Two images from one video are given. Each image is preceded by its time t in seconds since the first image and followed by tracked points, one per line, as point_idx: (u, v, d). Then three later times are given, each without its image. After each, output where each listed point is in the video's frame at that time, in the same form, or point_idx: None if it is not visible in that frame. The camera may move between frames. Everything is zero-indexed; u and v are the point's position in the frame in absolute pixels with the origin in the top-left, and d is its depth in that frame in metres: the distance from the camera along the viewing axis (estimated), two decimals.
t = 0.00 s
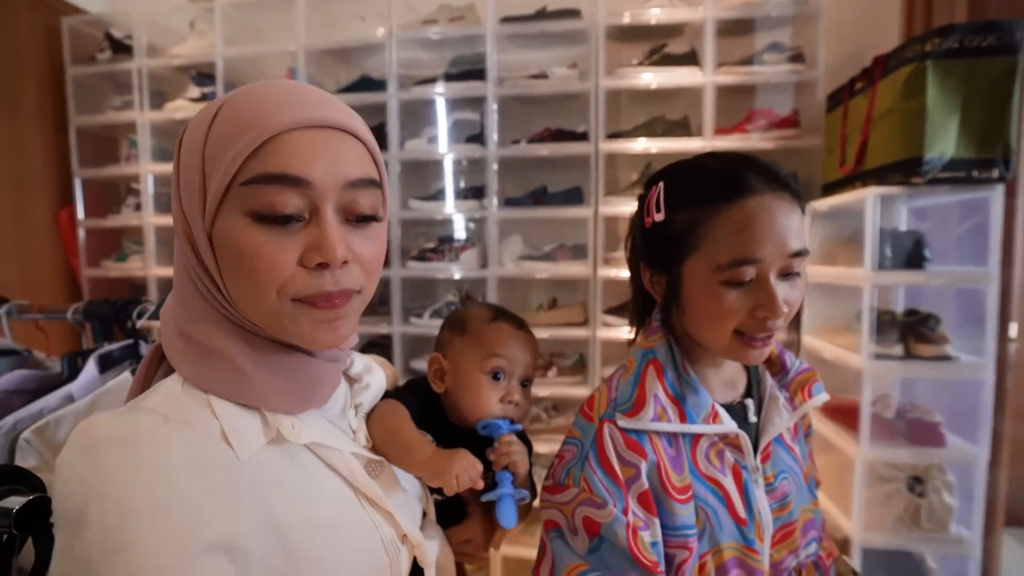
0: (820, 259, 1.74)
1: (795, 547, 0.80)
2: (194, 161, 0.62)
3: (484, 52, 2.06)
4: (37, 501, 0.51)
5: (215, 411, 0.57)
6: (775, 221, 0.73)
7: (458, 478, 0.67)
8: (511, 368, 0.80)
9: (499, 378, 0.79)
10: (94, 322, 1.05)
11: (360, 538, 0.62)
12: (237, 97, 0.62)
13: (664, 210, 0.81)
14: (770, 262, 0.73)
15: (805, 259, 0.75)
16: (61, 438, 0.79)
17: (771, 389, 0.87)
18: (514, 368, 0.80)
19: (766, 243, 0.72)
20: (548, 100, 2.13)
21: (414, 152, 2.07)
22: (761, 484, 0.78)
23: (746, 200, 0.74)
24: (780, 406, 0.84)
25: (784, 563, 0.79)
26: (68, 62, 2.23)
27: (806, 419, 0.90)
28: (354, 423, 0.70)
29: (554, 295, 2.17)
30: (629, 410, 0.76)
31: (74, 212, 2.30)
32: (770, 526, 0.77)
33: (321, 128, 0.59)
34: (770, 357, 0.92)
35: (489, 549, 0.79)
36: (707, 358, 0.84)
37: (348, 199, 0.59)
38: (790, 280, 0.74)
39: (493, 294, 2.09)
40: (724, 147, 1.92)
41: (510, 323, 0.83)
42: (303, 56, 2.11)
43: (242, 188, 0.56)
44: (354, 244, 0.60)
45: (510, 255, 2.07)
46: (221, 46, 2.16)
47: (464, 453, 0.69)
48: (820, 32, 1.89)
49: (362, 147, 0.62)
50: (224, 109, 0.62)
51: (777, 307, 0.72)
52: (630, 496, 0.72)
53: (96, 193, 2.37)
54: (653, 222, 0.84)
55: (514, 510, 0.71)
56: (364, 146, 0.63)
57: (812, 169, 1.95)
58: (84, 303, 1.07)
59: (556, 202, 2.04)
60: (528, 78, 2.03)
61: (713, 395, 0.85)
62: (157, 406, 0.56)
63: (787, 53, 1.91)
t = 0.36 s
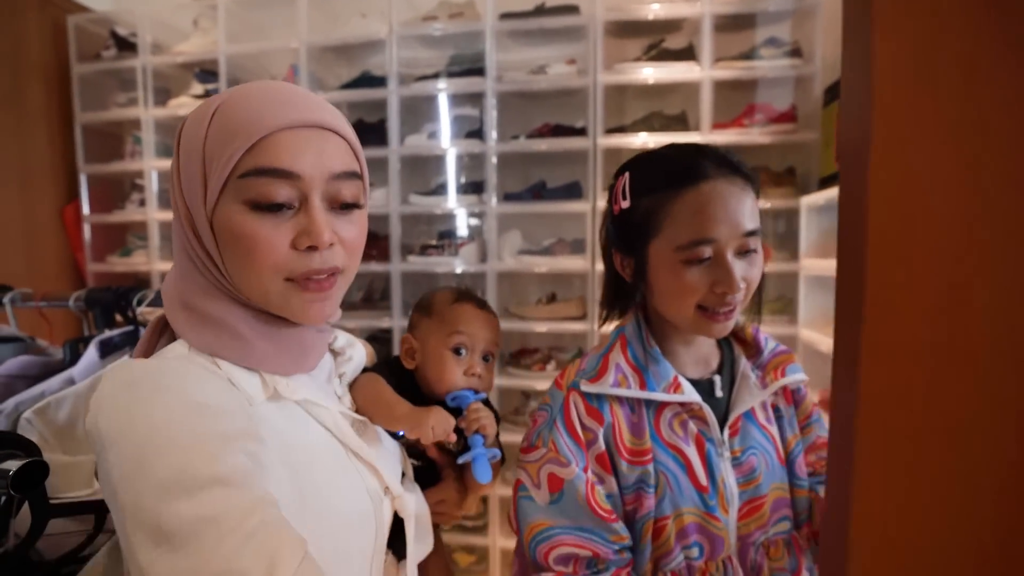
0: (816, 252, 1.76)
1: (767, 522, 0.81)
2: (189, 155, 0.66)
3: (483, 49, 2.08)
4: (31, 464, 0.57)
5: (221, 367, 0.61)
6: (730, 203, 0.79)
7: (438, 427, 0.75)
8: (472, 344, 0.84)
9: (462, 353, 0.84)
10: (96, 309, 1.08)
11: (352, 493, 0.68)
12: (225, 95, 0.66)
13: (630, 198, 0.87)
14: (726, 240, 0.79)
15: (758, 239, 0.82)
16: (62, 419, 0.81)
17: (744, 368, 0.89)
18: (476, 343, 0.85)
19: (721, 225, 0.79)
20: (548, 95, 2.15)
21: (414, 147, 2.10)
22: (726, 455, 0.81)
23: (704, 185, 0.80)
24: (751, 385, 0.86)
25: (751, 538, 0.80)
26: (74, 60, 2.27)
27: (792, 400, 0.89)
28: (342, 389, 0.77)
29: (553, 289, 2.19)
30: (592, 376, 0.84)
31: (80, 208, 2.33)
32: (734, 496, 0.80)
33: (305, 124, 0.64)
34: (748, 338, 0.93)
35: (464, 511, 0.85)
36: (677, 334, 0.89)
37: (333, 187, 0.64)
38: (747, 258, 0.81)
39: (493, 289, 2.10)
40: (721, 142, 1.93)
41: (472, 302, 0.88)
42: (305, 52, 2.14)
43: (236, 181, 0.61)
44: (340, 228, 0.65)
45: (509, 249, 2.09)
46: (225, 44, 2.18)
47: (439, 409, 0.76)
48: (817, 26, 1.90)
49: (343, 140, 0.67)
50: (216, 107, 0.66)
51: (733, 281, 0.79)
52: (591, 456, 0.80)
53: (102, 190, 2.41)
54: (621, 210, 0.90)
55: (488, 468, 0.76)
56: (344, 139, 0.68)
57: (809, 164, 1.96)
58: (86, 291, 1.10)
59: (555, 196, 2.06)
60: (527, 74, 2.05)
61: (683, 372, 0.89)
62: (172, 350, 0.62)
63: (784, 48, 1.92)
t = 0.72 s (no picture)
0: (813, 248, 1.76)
1: (740, 494, 0.84)
2: (232, 161, 0.78)
3: (482, 46, 2.09)
4: (29, 443, 0.60)
5: (264, 332, 0.74)
6: (705, 201, 0.81)
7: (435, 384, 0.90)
8: (461, 320, 0.99)
9: (453, 328, 0.99)
10: (96, 301, 1.09)
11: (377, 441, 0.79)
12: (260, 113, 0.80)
13: (618, 200, 0.88)
14: (698, 237, 0.81)
15: (734, 233, 0.83)
16: (61, 407, 0.83)
17: (731, 351, 0.92)
18: (466, 320, 1.00)
19: (690, 221, 0.81)
20: (548, 92, 2.15)
21: (414, 145, 2.10)
22: (704, 426, 0.86)
23: (676, 186, 0.82)
24: (737, 366, 0.89)
25: (721, 507, 0.85)
26: (76, 58, 2.29)
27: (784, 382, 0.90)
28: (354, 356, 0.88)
29: (552, 286, 2.19)
30: (585, 344, 0.90)
31: (82, 206, 2.35)
32: (708, 465, 0.84)
33: (330, 129, 0.78)
34: (745, 323, 0.94)
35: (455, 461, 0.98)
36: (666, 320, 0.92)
37: (353, 176, 0.78)
38: (722, 251, 0.82)
39: (492, 285, 2.10)
40: (720, 138, 1.94)
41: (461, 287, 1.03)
42: (305, 50, 2.15)
43: (282, 173, 0.75)
44: (362, 209, 0.78)
45: (508, 246, 2.10)
46: (226, 41, 2.19)
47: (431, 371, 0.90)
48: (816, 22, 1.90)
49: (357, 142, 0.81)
50: (253, 122, 0.79)
51: (705, 275, 0.80)
52: (580, 411, 0.87)
53: (104, 187, 2.42)
54: (611, 211, 0.92)
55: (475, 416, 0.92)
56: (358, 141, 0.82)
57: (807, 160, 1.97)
58: (87, 284, 1.11)
59: (554, 193, 2.06)
60: (526, 71, 2.05)
61: (673, 352, 0.93)
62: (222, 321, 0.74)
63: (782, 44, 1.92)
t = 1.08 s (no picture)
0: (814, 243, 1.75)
1: (729, 469, 0.86)
2: (249, 168, 0.88)
3: (482, 42, 2.07)
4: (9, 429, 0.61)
5: (276, 322, 0.82)
6: (705, 208, 0.81)
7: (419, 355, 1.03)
8: (443, 301, 1.21)
9: (438, 308, 1.20)
10: (88, 294, 1.08)
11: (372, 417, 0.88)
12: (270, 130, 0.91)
13: (623, 202, 0.88)
14: (695, 242, 0.81)
15: (731, 237, 0.83)
16: (50, 398, 0.82)
17: (725, 337, 0.91)
18: (447, 300, 1.21)
19: (687, 226, 0.81)
20: (547, 88, 2.14)
21: (413, 140, 2.09)
22: (701, 404, 0.86)
23: (676, 191, 0.82)
24: (731, 351, 0.89)
25: (714, 478, 0.86)
26: (73, 54, 2.28)
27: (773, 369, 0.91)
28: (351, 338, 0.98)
29: (551, 283, 2.19)
30: (593, 330, 0.90)
31: (80, 202, 2.34)
32: (705, 440, 0.85)
33: (334, 139, 0.91)
34: (736, 311, 0.94)
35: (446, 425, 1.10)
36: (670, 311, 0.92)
37: (356, 179, 0.92)
38: (717, 255, 0.82)
39: (491, 282, 2.09)
40: (720, 133, 1.92)
41: (440, 274, 1.24)
42: (303, 45, 2.14)
43: (298, 174, 0.87)
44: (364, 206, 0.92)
45: (507, 242, 2.09)
46: (223, 36, 2.18)
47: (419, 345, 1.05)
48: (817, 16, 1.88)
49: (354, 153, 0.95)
50: (267, 137, 0.90)
51: (699, 280, 0.81)
52: (585, 391, 0.87)
53: (101, 184, 2.41)
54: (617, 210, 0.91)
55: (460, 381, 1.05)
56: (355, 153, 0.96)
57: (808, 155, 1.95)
58: (78, 276, 1.09)
59: (553, 188, 2.05)
60: (525, 66, 2.04)
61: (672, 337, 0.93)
62: (242, 314, 0.81)
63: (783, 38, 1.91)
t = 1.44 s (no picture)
0: (814, 238, 1.74)
1: (748, 472, 0.88)
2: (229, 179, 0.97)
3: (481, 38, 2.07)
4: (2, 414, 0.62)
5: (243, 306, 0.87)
6: (759, 202, 0.80)
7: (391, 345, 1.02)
8: (436, 297, 1.21)
9: (431, 303, 1.21)
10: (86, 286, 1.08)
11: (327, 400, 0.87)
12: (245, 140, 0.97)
13: (662, 186, 0.85)
14: (745, 239, 0.80)
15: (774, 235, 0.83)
16: (49, 388, 0.81)
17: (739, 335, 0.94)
18: (441, 297, 1.22)
19: (739, 223, 0.79)
20: (546, 84, 2.14)
21: (412, 136, 2.09)
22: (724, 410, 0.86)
23: (729, 184, 0.80)
24: (748, 350, 0.90)
25: (734, 484, 0.88)
26: (74, 51, 2.28)
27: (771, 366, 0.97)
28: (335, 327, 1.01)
29: (550, 279, 2.19)
30: (616, 334, 0.86)
31: (81, 199, 2.34)
32: (727, 447, 0.86)
33: (284, 142, 0.91)
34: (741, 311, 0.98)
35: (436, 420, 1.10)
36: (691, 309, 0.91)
37: (300, 180, 0.90)
38: (762, 253, 0.81)
39: (490, 278, 2.09)
40: (719, 129, 1.91)
41: (436, 269, 1.24)
42: (303, 42, 2.14)
43: (245, 183, 0.91)
44: (304, 209, 0.90)
45: (506, 238, 2.08)
46: (223, 33, 2.18)
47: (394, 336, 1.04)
48: (817, 11, 1.87)
49: (310, 152, 0.93)
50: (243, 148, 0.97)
51: (746, 277, 0.80)
52: (604, 405, 0.83)
53: (102, 181, 2.42)
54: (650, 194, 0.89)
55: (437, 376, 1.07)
56: (312, 152, 0.93)
57: (808, 151, 1.94)
58: (76, 269, 1.09)
59: (552, 184, 2.05)
60: (524, 62, 2.04)
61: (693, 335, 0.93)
62: (221, 294, 0.86)
63: (783, 33, 1.90)
